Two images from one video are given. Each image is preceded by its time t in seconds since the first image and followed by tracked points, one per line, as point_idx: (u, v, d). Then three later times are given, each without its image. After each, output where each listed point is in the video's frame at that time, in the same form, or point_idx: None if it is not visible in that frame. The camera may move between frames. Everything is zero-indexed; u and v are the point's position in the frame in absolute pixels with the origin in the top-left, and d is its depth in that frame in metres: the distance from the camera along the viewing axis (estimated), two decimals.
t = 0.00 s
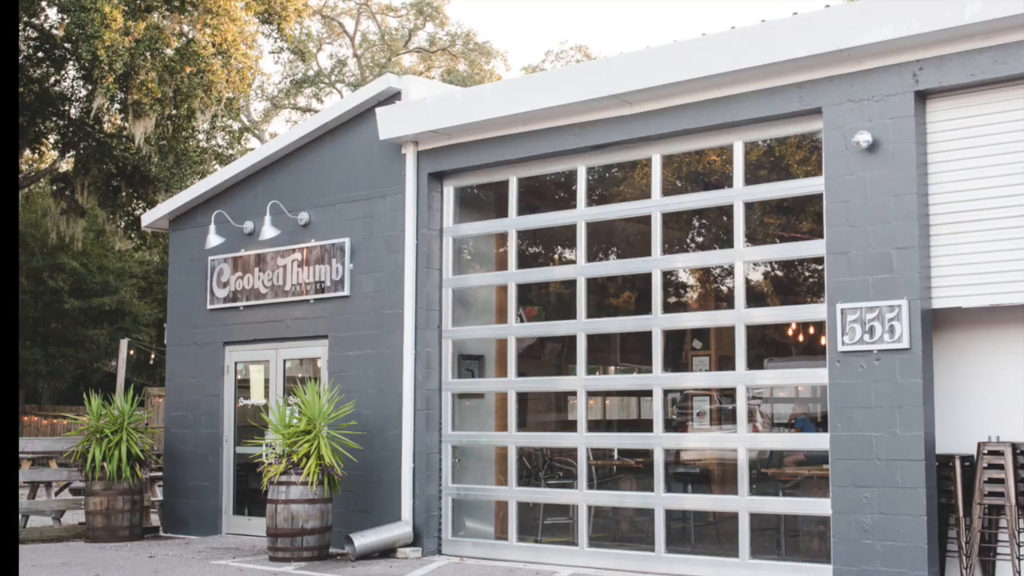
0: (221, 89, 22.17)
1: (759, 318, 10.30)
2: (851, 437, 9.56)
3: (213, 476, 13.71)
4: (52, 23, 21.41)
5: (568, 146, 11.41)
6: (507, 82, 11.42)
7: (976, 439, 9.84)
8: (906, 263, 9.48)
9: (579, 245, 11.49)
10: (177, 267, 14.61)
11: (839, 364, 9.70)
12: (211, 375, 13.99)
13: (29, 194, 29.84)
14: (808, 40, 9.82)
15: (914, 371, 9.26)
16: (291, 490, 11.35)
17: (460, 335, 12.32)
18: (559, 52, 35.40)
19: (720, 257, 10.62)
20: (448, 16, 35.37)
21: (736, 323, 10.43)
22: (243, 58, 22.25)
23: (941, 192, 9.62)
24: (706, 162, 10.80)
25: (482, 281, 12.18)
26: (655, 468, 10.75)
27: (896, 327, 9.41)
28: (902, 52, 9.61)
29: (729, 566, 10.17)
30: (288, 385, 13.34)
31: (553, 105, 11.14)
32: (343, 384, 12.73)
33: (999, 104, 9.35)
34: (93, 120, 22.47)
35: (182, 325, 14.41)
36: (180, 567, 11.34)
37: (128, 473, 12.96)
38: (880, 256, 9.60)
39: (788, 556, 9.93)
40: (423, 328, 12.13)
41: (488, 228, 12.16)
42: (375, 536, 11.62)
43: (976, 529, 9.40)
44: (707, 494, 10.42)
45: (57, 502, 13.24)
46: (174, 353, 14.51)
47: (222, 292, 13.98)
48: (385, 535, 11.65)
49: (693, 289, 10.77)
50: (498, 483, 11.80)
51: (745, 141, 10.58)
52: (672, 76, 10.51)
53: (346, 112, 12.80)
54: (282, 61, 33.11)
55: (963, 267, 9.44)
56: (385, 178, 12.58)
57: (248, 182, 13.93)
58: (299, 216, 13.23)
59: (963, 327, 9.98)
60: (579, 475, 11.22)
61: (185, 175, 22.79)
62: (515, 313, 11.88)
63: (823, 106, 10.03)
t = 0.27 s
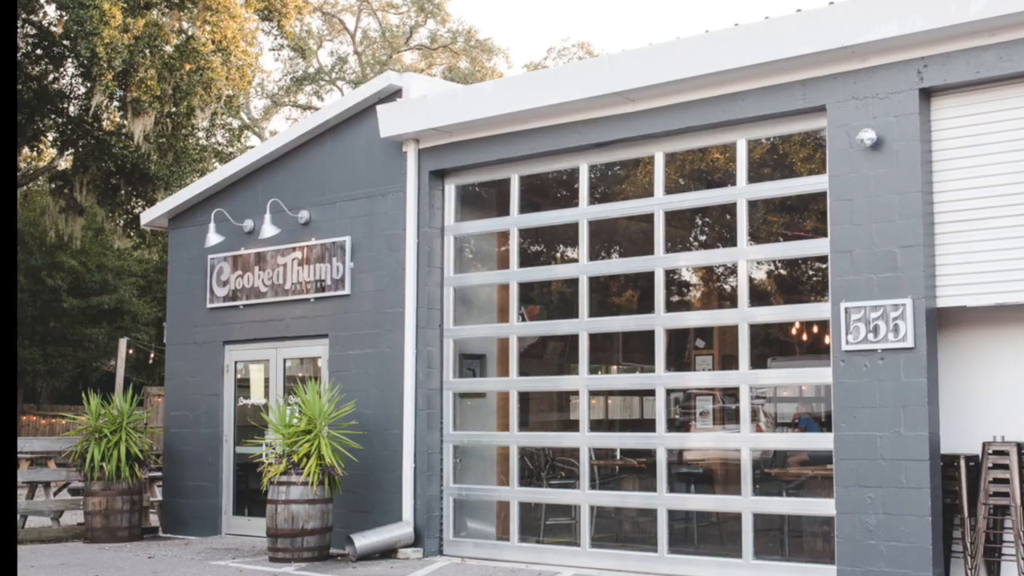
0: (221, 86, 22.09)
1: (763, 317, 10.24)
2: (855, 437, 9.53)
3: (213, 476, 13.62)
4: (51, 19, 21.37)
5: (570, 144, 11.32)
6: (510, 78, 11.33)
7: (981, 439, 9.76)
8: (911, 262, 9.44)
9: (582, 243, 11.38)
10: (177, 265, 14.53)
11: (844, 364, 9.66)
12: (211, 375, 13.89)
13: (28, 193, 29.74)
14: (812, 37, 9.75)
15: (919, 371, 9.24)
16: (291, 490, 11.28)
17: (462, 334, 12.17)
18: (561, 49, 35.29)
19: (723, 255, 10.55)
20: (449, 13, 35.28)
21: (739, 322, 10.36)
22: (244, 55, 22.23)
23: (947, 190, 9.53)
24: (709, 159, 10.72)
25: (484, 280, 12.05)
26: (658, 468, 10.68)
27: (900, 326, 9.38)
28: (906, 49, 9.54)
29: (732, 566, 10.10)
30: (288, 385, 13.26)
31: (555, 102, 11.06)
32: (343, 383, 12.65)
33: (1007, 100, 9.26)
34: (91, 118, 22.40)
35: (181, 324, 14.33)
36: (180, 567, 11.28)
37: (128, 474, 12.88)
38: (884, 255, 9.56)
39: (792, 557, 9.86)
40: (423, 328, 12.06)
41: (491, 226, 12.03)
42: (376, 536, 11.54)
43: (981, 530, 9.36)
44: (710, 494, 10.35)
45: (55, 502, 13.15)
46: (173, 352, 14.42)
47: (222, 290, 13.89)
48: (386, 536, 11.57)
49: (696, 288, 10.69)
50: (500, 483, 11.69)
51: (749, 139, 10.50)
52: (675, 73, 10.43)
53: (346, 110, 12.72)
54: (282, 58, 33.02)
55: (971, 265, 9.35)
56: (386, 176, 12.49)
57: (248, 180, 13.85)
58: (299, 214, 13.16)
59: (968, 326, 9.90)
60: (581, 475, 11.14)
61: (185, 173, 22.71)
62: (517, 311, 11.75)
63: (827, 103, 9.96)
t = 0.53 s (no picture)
0: (221, 81, 21.91)
1: (769, 316, 10.12)
2: (863, 436, 9.44)
3: (212, 477, 13.48)
4: (48, 14, 21.35)
5: (573, 140, 11.17)
6: (512, 74, 11.18)
7: (990, 439, 9.64)
8: (919, 259, 9.34)
9: (586, 240, 11.23)
10: (175, 263, 14.35)
11: (851, 363, 9.56)
12: (210, 373, 13.74)
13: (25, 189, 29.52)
14: (819, 31, 9.62)
15: (927, 369, 9.16)
16: (292, 491, 11.16)
17: (465, 333, 11.98)
18: (565, 44, 35.18)
19: (728, 253, 10.42)
20: (451, 7, 35.17)
21: (745, 321, 10.23)
22: (243, 50, 22.13)
23: (957, 186, 9.40)
24: (715, 156, 10.58)
25: (486, 277, 11.87)
26: (663, 468, 10.55)
27: (909, 324, 9.29)
28: (914, 43, 9.42)
29: (738, 568, 9.98)
30: (289, 384, 13.15)
31: (558, 97, 10.92)
32: (344, 382, 12.51)
33: (1015, 96, 9.15)
34: (89, 113, 22.23)
35: (179, 322, 14.16)
36: (179, 568, 11.15)
37: (126, 474, 12.73)
38: (892, 252, 9.45)
39: (799, 558, 9.76)
40: (425, 326, 11.92)
41: (494, 223, 11.85)
42: (377, 537, 11.39)
43: (991, 531, 9.19)
44: (715, 494, 10.22)
45: (52, 503, 13.01)
46: (171, 351, 14.25)
47: (221, 288, 13.72)
48: (388, 537, 11.41)
49: (701, 286, 10.55)
50: (502, 483, 11.55)
51: (755, 135, 10.36)
52: (680, 68, 10.30)
53: (347, 106, 12.58)
54: (283, 53, 32.87)
55: (982, 263, 9.21)
56: (387, 173, 12.35)
57: (247, 176, 13.68)
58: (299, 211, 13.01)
59: (977, 324, 9.76)
60: (585, 475, 11.00)
61: (184, 169, 22.48)
62: (520, 309, 11.59)
63: (834, 99, 9.83)
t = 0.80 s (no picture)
0: (220, 75, 21.77)
1: (779, 313, 9.93)
2: (874, 436, 9.26)
3: (212, 477, 13.29)
4: (46, 5, 21.11)
5: (578, 134, 10.97)
6: (517, 67, 10.97)
7: (1003, 439, 9.45)
8: (931, 256, 9.15)
9: (592, 236, 11.02)
10: (174, 259, 14.14)
11: (861, 361, 9.37)
12: (209, 372, 13.54)
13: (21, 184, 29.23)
14: (830, 23, 9.43)
15: (939, 368, 8.97)
16: (293, 491, 10.97)
17: (468, 330, 11.77)
18: (571, 36, 34.97)
19: (737, 249, 10.22)
20: None
21: (754, 318, 10.04)
22: (243, 42, 21.93)
23: (971, 181, 9.20)
24: (723, 150, 10.39)
25: (490, 274, 11.67)
26: (670, 468, 10.37)
27: (920, 321, 9.09)
28: (927, 36, 9.23)
29: (747, 570, 9.81)
30: (290, 383, 12.94)
31: (563, 91, 10.72)
32: (346, 380, 12.30)
33: None
34: (86, 106, 21.89)
35: (178, 319, 13.95)
36: (177, 570, 10.95)
37: (123, 475, 12.55)
38: (904, 248, 9.27)
39: (809, 560, 9.60)
40: (429, 323, 11.71)
41: (498, 219, 11.64)
42: (379, 538, 11.15)
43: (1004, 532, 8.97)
44: (724, 495, 10.05)
45: (49, 504, 12.81)
46: (169, 349, 14.04)
47: (221, 285, 13.51)
48: (390, 538, 11.18)
49: (709, 283, 10.35)
50: (507, 484, 11.35)
51: (764, 129, 10.17)
52: (687, 60, 10.11)
53: (348, 100, 12.37)
54: (283, 46, 32.67)
55: (997, 259, 9.01)
56: (390, 168, 12.14)
57: (247, 171, 13.48)
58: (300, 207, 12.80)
59: (991, 322, 9.56)
60: (591, 475, 10.80)
61: (182, 163, 22.32)
62: (525, 307, 11.40)
63: (845, 92, 9.64)
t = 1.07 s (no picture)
0: (219, 64, 21.50)
1: (792, 309, 9.68)
2: (889, 435, 9.01)
3: (210, 477, 13.02)
4: None
5: (585, 127, 10.71)
6: (523, 58, 10.71)
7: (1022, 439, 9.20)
8: (948, 251, 8.90)
9: (600, 231, 10.75)
10: (172, 254, 13.85)
11: (877, 358, 9.12)
12: (208, 370, 13.27)
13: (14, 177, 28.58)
14: (844, 13, 9.18)
15: (957, 365, 8.72)
16: (293, 492, 10.72)
17: (473, 328, 11.54)
18: (579, 26, 34.68)
19: (748, 244, 9.97)
20: None
21: (766, 314, 9.80)
22: (242, 32, 21.66)
23: (989, 173, 8.95)
24: (735, 142, 10.13)
25: (497, 269, 11.40)
26: (681, 468, 10.12)
27: (937, 318, 8.85)
28: (943, 26, 8.98)
29: (759, 573, 9.57)
30: (291, 381, 12.65)
31: (569, 83, 10.47)
32: (348, 378, 12.03)
33: None
34: (82, 98, 21.53)
35: (176, 316, 13.68)
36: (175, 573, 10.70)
37: (120, 474, 12.28)
38: (920, 243, 9.02)
39: (822, 563, 9.35)
40: (434, 320, 11.45)
41: (503, 213, 11.40)
42: (382, 540, 10.89)
43: None
44: (735, 496, 9.80)
45: (44, 505, 12.56)
46: (168, 346, 13.77)
47: (220, 281, 13.22)
48: (393, 539, 10.93)
49: (721, 278, 10.10)
50: (513, 484, 11.10)
51: (777, 121, 9.92)
52: (698, 51, 9.85)
53: (350, 92, 12.09)
54: (285, 36, 32.37)
55: (1017, 253, 8.74)
56: (393, 161, 11.87)
57: (247, 165, 13.20)
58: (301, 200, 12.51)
59: (1011, 318, 9.30)
60: (599, 476, 10.55)
61: (181, 157, 21.89)
62: (531, 303, 11.12)
63: (859, 83, 9.39)
